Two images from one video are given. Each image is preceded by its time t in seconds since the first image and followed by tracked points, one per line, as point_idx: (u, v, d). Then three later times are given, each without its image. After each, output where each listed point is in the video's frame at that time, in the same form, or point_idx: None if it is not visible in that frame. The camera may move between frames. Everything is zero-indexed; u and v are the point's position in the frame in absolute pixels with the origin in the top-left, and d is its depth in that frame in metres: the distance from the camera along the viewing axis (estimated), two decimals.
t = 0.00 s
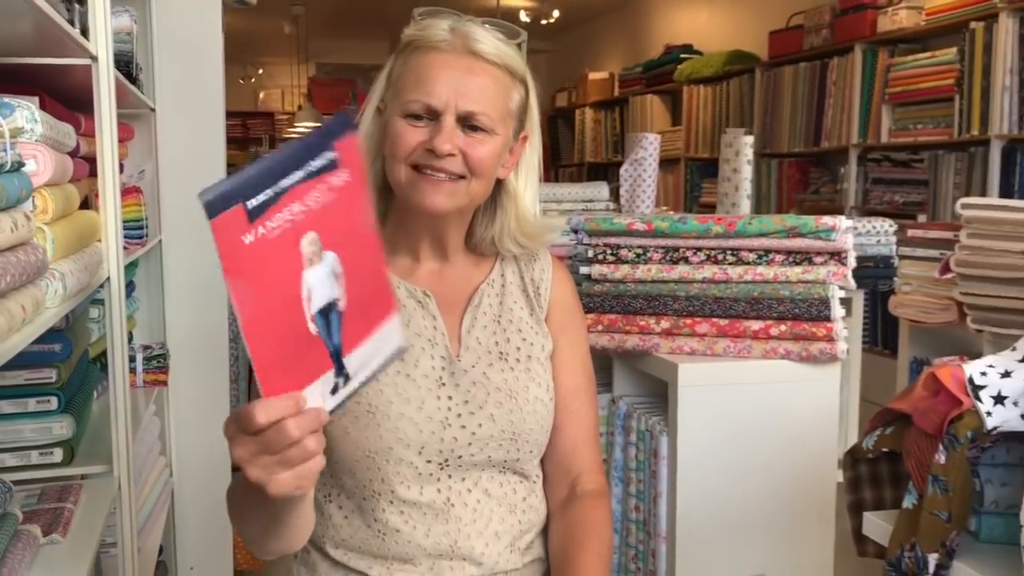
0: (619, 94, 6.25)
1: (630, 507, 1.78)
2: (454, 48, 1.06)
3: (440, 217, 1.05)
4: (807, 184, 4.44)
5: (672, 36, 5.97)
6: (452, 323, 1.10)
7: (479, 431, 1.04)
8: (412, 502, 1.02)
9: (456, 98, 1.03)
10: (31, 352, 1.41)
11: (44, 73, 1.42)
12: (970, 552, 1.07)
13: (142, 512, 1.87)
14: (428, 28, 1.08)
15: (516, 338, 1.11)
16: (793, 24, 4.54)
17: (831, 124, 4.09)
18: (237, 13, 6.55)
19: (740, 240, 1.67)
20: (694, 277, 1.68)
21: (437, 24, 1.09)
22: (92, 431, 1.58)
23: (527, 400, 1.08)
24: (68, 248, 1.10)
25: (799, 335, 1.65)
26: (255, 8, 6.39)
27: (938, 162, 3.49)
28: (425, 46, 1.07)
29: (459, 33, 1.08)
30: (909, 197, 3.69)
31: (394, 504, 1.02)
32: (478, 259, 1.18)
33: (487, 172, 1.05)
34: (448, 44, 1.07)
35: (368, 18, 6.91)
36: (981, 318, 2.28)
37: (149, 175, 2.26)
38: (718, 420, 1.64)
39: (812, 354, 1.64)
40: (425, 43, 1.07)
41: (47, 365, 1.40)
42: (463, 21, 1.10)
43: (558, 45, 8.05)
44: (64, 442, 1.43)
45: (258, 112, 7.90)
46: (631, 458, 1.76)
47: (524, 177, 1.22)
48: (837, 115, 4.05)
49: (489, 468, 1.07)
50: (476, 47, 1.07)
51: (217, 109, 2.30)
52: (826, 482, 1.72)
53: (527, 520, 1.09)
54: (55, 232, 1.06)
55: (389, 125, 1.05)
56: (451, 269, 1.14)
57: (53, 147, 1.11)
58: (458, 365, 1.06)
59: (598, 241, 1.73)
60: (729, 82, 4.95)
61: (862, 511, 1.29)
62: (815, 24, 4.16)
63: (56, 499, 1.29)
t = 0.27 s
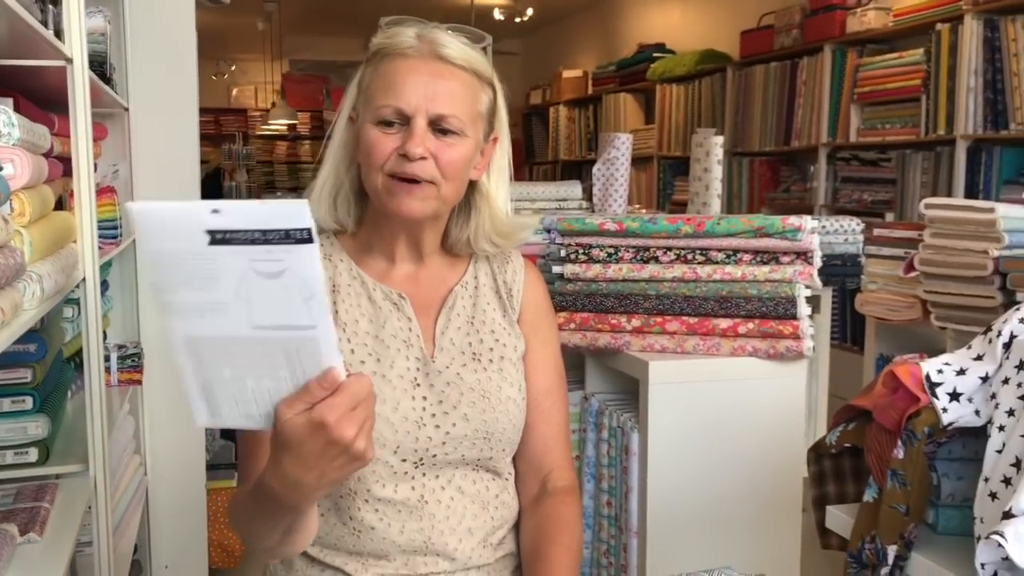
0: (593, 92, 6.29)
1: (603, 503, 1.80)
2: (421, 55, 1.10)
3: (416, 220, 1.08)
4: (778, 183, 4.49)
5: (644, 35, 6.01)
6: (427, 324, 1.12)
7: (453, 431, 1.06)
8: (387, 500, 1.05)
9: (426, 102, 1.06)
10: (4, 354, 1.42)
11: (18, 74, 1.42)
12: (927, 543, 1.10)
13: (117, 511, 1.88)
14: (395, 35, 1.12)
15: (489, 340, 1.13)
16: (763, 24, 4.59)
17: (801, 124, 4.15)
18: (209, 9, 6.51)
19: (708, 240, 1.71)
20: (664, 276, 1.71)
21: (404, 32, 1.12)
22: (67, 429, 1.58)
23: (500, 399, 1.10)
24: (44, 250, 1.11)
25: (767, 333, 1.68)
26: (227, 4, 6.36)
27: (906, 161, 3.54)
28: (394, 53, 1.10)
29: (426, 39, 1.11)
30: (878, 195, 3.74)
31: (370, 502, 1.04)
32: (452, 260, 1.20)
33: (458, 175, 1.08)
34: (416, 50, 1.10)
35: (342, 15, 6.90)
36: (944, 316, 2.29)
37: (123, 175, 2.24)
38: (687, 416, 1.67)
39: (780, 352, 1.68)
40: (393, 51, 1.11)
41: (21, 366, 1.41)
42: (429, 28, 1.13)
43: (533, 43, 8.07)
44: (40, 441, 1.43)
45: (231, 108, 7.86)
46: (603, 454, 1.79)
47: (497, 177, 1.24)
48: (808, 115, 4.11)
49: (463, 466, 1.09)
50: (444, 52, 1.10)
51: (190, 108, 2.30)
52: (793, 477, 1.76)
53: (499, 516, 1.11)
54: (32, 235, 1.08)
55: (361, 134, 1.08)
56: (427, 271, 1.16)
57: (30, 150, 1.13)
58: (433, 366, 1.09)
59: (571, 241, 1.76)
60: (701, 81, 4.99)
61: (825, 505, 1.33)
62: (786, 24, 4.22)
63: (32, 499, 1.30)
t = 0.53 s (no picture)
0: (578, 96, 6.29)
1: (582, 510, 1.80)
2: (391, 63, 1.09)
3: (385, 231, 1.08)
4: (761, 187, 4.49)
5: (629, 39, 6.01)
6: (399, 333, 1.12)
7: (424, 441, 1.06)
8: (357, 511, 1.04)
9: (395, 112, 1.06)
10: None
11: None
12: (900, 551, 1.10)
13: (93, 520, 1.86)
14: (364, 43, 1.11)
15: (461, 348, 1.13)
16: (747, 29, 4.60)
17: (785, 129, 4.16)
18: (192, 12, 6.48)
19: (688, 247, 1.69)
20: (644, 282, 1.71)
21: (373, 40, 1.11)
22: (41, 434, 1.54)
23: (472, 409, 1.10)
24: (12, 257, 1.10)
25: (746, 340, 1.68)
26: (211, 7, 6.33)
27: (889, 167, 3.55)
28: (362, 61, 1.10)
29: (395, 47, 1.11)
30: (861, 200, 3.75)
31: (340, 513, 1.04)
32: (424, 268, 1.19)
33: (427, 184, 1.08)
34: (385, 58, 1.09)
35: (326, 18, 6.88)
36: (924, 321, 2.30)
37: (98, 180, 2.26)
38: (666, 423, 1.67)
39: (758, 358, 1.68)
40: (362, 59, 1.10)
41: None
42: (398, 36, 1.13)
43: (518, 47, 8.06)
44: (12, 449, 1.40)
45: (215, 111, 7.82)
46: (582, 461, 1.78)
47: (467, 185, 1.23)
48: (791, 120, 4.12)
49: (434, 476, 1.09)
50: (413, 60, 1.09)
51: (168, 113, 2.29)
52: (773, 483, 1.75)
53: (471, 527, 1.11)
54: None
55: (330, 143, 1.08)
56: (400, 281, 1.16)
57: None
58: (404, 375, 1.08)
59: (550, 247, 1.75)
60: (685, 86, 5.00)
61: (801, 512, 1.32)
62: (769, 29, 4.22)
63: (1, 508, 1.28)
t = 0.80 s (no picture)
0: (571, 105, 6.30)
1: (566, 520, 1.79)
2: (367, 74, 1.09)
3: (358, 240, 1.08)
4: (753, 197, 4.50)
5: (622, 49, 6.03)
6: (374, 342, 1.14)
7: (397, 450, 1.08)
8: (329, 521, 1.07)
9: (370, 123, 1.06)
10: None
11: None
12: (875, 563, 1.10)
13: (73, 529, 1.86)
14: (341, 53, 1.11)
15: (437, 358, 1.15)
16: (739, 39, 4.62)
17: (776, 139, 4.17)
18: (186, 19, 6.50)
19: (672, 256, 1.69)
20: (628, 291, 1.70)
21: (350, 49, 1.11)
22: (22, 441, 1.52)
23: (446, 419, 1.12)
24: None
25: (729, 349, 1.67)
26: (204, 15, 6.35)
27: (879, 177, 3.56)
28: (339, 71, 1.10)
29: (372, 57, 1.11)
30: (851, 210, 3.76)
31: (312, 523, 1.06)
32: (401, 279, 1.21)
33: (404, 196, 1.08)
34: (361, 68, 1.09)
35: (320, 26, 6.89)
36: (909, 331, 2.30)
37: (84, 187, 2.20)
38: (650, 432, 1.67)
39: (743, 368, 1.67)
40: (338, 68, 1.10)
41: None
42: (376, 46, 1.13)
43: (513, 55, 8.08)
44: None
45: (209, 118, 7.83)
46: (566, 470, 1.78)
47: (444, 195, 1.25)
48: (782, 130, 4.13)
49: (407, 486, 1.11)
50: (390, 71, 1.09)
51: (156, 120, 2.29)
52: (757, 493, 1.75)
53: (444, 536, 1.14)
54: None
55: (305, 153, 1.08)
56: (375, 289, 1.18)
57: None
58: (378, 385, 1.10)
59: (535, 255, 1.74)
60: (678, 95, 5.01)
61: (781, 523, 1.32)
62: (761, 39, 4.24)
63: None
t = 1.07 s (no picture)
0: (569, 114, 6.31)
1: (561, 528, 1.79)
2: (367, 78, 1.09)
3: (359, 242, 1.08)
4: (749, 207, 4.51)
5: (620, 59, 6.04)
6: (368, 348, 1.14)
7: (392, 458, 1.09)
8: (323, 528, 1.07)
9: (374, 126, 1.06)
10: None
11: None
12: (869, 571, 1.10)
13: (66, 536, 1.85)
14: (338, 58, 1.11)
15: (431, 365, 1.15)
16: (736, 49, 4.63)
17: (772, 149, 4.18)
18: (184, 27, 6.51)
19: (667, 264, 1.69)
20: (622, 300, 1.69)
21: (349, 54, 1.11)
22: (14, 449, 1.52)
23: (440, 426, 1.13)
24: None
25: (723, 358, 1.68)
26: (202, 23, 6.36)
27: (875, 188, 3.57)
28: (338, 76, 1.10)
29: (372, 62, 1.11)
30: (847, 220, 3.76)
31: (306, 531, 1.07)
32: (395, 286, 1.21)
33: (401, 203, 1.09)
34: (361, 73, 1.10)
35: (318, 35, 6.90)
36: (903, 341, 2.30)
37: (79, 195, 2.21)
38: (644, 440, 1.66)
39: (737, 376, 1.68)
40: (337, 73, 1.10)
41: None
42: (374, 51, 1.13)
43: (510, 64, 8.09)
44: None
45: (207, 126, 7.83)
46: (561, 479, 1.78)
47: (435, 201, 1.25)
48: (778, 140, 4.14)
49: (401, 493, 1.12)
50: (390, 76, 1.10)
51: (152, 127, 2.29)
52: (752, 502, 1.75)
53: (437, 543, 1.15)
54: None
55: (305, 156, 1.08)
56: (368, 296, 1.18)
57: None
58: (373, 393, 1.10)
59: (530, 264, 1.74)
60: (674, 105, 5.02)
61: (774, 531, 1.32)
62: (757, 50, 4.25)
63: None
